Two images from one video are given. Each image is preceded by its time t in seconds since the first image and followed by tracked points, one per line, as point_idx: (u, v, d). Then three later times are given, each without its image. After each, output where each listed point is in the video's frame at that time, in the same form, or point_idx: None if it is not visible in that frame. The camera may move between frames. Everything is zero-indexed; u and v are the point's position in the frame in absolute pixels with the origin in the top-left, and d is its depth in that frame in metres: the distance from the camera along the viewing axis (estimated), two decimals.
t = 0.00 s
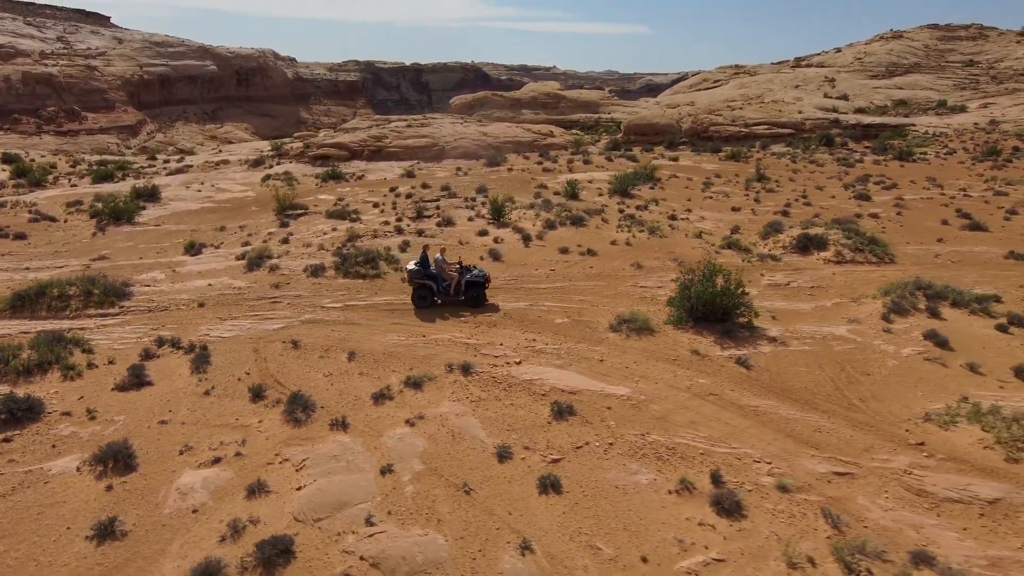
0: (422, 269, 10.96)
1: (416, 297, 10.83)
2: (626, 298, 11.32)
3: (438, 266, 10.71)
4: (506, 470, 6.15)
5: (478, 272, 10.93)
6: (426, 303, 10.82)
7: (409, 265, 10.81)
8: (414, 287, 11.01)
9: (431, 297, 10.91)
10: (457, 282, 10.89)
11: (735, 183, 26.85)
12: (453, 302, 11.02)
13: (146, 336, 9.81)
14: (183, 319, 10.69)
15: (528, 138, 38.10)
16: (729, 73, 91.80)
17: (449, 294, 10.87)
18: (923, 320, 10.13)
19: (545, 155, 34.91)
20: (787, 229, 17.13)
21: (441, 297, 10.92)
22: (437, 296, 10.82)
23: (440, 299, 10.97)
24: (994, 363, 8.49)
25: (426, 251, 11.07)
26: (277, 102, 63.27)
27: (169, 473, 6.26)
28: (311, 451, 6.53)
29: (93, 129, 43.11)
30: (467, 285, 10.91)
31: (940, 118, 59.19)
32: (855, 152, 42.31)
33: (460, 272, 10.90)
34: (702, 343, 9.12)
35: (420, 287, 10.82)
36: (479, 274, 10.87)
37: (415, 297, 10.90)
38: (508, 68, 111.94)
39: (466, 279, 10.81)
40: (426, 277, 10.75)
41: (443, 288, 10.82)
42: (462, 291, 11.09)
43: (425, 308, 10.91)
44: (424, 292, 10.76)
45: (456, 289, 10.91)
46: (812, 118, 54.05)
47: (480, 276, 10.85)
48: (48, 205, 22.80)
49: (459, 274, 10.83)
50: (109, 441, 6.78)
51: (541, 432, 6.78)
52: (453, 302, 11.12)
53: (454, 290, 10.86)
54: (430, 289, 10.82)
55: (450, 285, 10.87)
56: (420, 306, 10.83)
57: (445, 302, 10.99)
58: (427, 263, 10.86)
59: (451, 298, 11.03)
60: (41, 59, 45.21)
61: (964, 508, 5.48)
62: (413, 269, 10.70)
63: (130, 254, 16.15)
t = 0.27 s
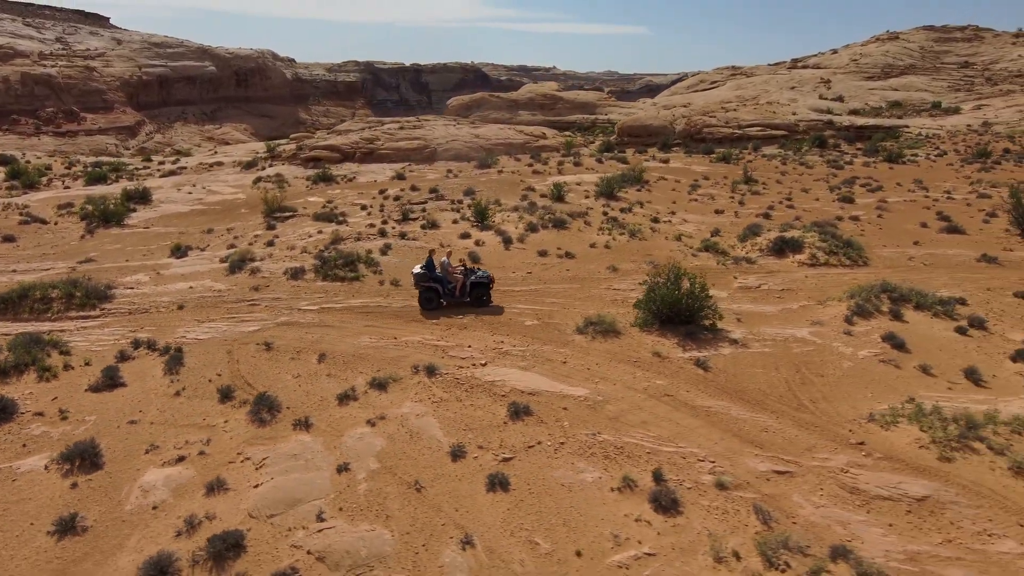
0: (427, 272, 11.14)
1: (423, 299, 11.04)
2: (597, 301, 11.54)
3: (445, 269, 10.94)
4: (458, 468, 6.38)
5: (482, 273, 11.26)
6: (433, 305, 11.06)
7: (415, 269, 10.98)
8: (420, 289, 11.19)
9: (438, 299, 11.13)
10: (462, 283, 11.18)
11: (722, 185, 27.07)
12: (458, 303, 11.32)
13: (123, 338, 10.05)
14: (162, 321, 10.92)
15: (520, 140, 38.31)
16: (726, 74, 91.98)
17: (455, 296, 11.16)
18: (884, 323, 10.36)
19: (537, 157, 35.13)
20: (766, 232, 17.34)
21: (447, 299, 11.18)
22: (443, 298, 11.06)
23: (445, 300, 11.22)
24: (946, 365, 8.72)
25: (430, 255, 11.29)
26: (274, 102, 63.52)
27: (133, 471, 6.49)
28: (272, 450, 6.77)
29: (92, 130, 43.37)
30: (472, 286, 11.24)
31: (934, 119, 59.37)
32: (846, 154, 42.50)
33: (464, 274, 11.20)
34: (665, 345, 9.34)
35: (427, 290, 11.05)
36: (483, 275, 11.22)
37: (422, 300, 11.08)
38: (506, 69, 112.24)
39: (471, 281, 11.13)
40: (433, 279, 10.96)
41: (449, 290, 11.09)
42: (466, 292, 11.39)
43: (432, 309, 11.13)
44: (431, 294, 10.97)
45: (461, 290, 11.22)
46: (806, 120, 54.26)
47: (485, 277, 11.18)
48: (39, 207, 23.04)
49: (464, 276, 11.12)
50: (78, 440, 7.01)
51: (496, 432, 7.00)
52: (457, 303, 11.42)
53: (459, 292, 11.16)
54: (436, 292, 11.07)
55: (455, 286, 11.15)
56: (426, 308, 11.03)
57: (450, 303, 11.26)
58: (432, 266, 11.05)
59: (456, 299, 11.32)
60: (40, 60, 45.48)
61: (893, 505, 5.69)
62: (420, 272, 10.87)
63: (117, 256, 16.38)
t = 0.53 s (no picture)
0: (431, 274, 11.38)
1: (426, 300, 11.25)
2: (567, 303, 11.67)
3: (447, 271, 11.19)
4: (408, 469, 6.52)
5: (484, 276, 11.47)
6: (436, 306, 11.25)
7: (419, 271, 11.23)
8: (424, 291, 11.42)
9: (441, 300, 11.32)
10: (465, 286, 11.40)
11: (709, 187, 27.20)
12: (461, 305, 11.50)
13: (95, 341, 10.17)
14: (136, 324, 11.05)
15: (511, 141, 38.45)
16: (723, 75, 92.11)
17: (458, 297, 11.36)
18: (848, 325, 10.49)
19: (528, 158, 35.26)
20: (744, 234, 17.46)
21: (450, 301, 11.39)
22: (447, 300, 11.25)
23: (448, 302, 11.41)
24: (902, 367, 8.85)
25: (435, 258, 11.57)
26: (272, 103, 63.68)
27: (91, 473, 6.63)
28: (228, 452, 6.90)
29: (90, 131, 43.51)
30: (475, 288, 11.43)
31: (926, 120, 59.50)
32: (837, 156, 42.64)
33: (466, 277, 11.43)
34: (626, 348, 9.46)
35: (430, 292, 11.28)
36: (485, 277, 11.41)
37: (425, 302, 11.28)
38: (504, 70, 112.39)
39: (473, 283, 11.33)
40: (436, 281, 11.19)
41: (451, 291, 11.31)
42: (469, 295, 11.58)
43: (435, 311, 11.30)
44: (434, 296, 11.18)
45: (464, 292, 11.42)
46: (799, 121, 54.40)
47: (487, 280, 11.39)
48: (28, 210, 23.17)
49: (466, 279, 11.36)
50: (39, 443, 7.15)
51: (449, 434, 7.14)
52: (461, 305, 11.60)
53: (462, 294, 11.36)
54: (440, 293, 11.27)
55: (458, 288, 11.37)
56: (430, 310, 11.22)
57: (453, 305, 11.45)
58: (435, 269, 11.31)
59: (459, 301, 11.52)
60: (37, 61, 45.65)
61: (827, 506, 5.81)
62: (423, 274, 11.12)
63: (100, 259, 16.50)
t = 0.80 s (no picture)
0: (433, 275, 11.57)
1: (427, 301, 11.41)
2: (536, 306, 11.73)
3: (448, 272, 11.32)
4: (354, 473, 6.57)
5: (485, 279, 11.48)
6: (436, 307, 11.40)
7: (421, 271, 11.43)
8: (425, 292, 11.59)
9: (441, 301, 11.47)
10: (465, 288, 11.46)
11: (695, 188, 27.25)
12: (462, 307, 11.57)
13: (62, 344, 10.21)
14: (105, 327, 11.10)
15: (502, 143, 38.47)
16: (719, 76, 92.14)
17: (458, 299, 11.44)
18: (812, 328, 10.54)
19: (518, 159, 35.31)
20: (722, 236, 17.51)
21: (451, 302, 11.50)
22: (447, 300, 11.39)
23: (449, 303, 11.52)
24: (859, 371, 8.90)
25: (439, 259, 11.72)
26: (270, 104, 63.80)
27: (40, 476, 6.68)
28: (178, 456, 6.95)
29: (87, 132, 43.57)
30: (475, 290, 11.47)
31: (920, 122, 59.53)
32: (828, 157, 42.68)
33: (468, 279, 11.51)
34: (588, 351, 9.49)
35: (431, 292, 11.44)
36: (485, 280, 11.41)
37: (426, 302, 11.47)
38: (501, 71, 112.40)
39: (473, 285, 11.38)
40: (437, 282, 11.35)
41: (451, 293, 11.42)
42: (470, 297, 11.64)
43: (436, 312, 11.45)
44: (434, 296, 11.36)
45: (465, 294, 11.49)
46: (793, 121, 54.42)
47: (487, 282, 11.40)
48: (14, 211, 23.19)
49: (467, 281, 11.41)
50: None
51: (399, 438, 7.19)
52: (462, 307, 11.66)
53: (462, 295, 11.45)
54: (440, 294, 11.42)
55: (459, 290, 11.46)
56: (430, 310, 11.40)
57: (454, 307, 11.55)
58: (437, 270, 11.47)
59: (461, 303, 11.59)
60: (35, 62, 45.69)
61: (763, 510, 5.86)
62: (424, 275, 11.32)
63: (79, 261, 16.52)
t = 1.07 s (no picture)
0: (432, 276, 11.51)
1: (426, 303, 11.35)
2: (503, 309, 11.70)
3: (447, 274, 11.28)
4: (294, 479, 6.54)
5: (484, 280, 11.45)
6: (435, 309, 11.35)
7: (419, 274, 11.35)
8: (424, 294, 11.51)
9: (440, 303, 11.42)
10: (464, 289, 11.43)
11: (682, 189, 27.23)
12: (461, 308, 11.56)
13: (23, 347, 10.18)
14: (70, 330, 11.07)
15: (492, 144, 38.43)
16: (715, 76, 92.10)
17: (457, 301, 11.41)
18: (776, 331, 10.51)
19: (507, 160, 35.28)
20: (699, 237, 17.48)
21: (450, 304, 11.47)
22: (446, 302, 11.34)
23: (447, 305, 11.48)
24: (818, 374, 8.87)
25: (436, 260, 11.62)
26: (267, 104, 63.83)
27: None
28: (122, 461, 6.92)
29: (84, 132, 43.55)
30: (474, 291, 11.45)
31: (913, 122, 59.51)
32: (819, 158, 42.62)
33: (467, 280, 11.49)
34: (546, 355, 9.44)
35: (430, 295, 11.37)
36: (484, 281, 11.40)
37: (425, 304, 11.41)
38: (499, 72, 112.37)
39: (472, 286, 11.37)
40: (436, 284, 11.31)
41: (451, 295, 11.38)
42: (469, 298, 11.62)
43: (435, 314, 11.41)
44: (433, 298, 11.32)
45: (463, 295, 11.45)
46: (787, 122, 54.37)
47: (486, 283, 11.38)
48: None
49: (466, 282, 11.37)
50: None
51: (345, 443, 7.16)
52: (461, 308, 11.65)
53: (461, 297, 11.41)
54: (439, 296, 11.36)
55: (458, 291, 11.42)
56: (429, 312, 11.35)
57: (453, 308, 11.53)
58: (436, 272, 11.42)
59: (459, 304, 11.57)
60: (32, 62, 45.65)
61: (699, 516, 5.82)
62: (423, 277, 11.25)
63: (55, 263, 16.49)
